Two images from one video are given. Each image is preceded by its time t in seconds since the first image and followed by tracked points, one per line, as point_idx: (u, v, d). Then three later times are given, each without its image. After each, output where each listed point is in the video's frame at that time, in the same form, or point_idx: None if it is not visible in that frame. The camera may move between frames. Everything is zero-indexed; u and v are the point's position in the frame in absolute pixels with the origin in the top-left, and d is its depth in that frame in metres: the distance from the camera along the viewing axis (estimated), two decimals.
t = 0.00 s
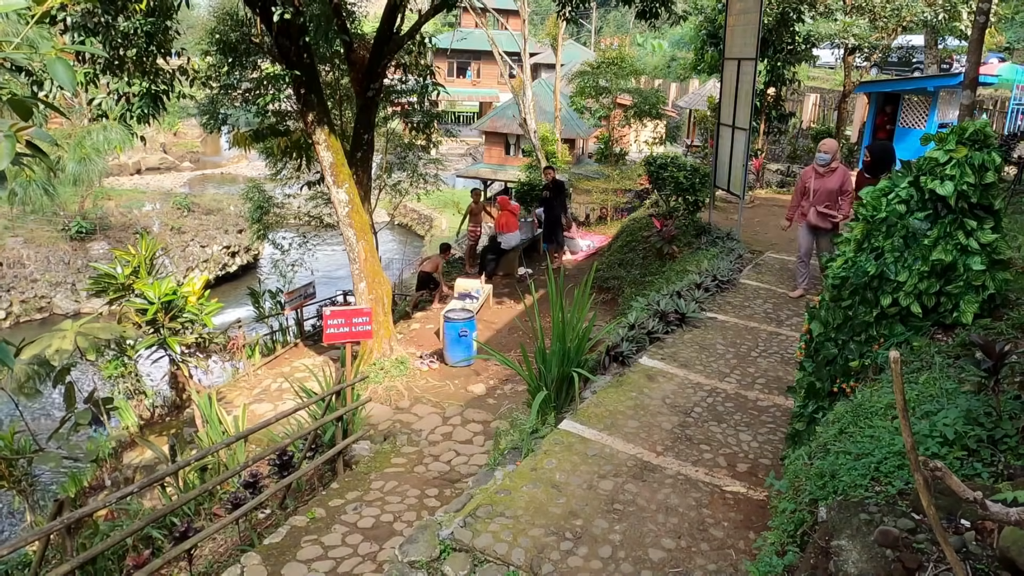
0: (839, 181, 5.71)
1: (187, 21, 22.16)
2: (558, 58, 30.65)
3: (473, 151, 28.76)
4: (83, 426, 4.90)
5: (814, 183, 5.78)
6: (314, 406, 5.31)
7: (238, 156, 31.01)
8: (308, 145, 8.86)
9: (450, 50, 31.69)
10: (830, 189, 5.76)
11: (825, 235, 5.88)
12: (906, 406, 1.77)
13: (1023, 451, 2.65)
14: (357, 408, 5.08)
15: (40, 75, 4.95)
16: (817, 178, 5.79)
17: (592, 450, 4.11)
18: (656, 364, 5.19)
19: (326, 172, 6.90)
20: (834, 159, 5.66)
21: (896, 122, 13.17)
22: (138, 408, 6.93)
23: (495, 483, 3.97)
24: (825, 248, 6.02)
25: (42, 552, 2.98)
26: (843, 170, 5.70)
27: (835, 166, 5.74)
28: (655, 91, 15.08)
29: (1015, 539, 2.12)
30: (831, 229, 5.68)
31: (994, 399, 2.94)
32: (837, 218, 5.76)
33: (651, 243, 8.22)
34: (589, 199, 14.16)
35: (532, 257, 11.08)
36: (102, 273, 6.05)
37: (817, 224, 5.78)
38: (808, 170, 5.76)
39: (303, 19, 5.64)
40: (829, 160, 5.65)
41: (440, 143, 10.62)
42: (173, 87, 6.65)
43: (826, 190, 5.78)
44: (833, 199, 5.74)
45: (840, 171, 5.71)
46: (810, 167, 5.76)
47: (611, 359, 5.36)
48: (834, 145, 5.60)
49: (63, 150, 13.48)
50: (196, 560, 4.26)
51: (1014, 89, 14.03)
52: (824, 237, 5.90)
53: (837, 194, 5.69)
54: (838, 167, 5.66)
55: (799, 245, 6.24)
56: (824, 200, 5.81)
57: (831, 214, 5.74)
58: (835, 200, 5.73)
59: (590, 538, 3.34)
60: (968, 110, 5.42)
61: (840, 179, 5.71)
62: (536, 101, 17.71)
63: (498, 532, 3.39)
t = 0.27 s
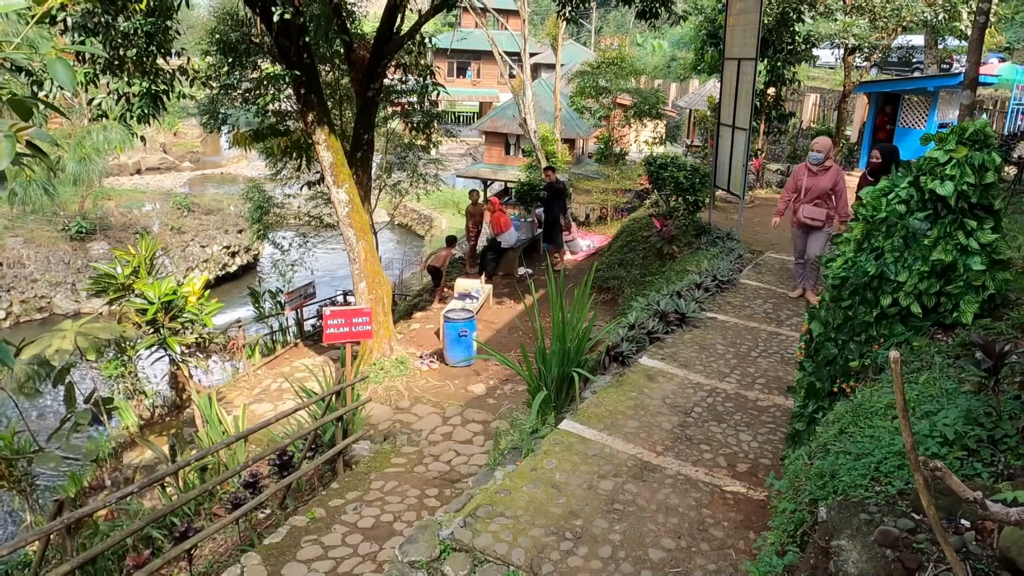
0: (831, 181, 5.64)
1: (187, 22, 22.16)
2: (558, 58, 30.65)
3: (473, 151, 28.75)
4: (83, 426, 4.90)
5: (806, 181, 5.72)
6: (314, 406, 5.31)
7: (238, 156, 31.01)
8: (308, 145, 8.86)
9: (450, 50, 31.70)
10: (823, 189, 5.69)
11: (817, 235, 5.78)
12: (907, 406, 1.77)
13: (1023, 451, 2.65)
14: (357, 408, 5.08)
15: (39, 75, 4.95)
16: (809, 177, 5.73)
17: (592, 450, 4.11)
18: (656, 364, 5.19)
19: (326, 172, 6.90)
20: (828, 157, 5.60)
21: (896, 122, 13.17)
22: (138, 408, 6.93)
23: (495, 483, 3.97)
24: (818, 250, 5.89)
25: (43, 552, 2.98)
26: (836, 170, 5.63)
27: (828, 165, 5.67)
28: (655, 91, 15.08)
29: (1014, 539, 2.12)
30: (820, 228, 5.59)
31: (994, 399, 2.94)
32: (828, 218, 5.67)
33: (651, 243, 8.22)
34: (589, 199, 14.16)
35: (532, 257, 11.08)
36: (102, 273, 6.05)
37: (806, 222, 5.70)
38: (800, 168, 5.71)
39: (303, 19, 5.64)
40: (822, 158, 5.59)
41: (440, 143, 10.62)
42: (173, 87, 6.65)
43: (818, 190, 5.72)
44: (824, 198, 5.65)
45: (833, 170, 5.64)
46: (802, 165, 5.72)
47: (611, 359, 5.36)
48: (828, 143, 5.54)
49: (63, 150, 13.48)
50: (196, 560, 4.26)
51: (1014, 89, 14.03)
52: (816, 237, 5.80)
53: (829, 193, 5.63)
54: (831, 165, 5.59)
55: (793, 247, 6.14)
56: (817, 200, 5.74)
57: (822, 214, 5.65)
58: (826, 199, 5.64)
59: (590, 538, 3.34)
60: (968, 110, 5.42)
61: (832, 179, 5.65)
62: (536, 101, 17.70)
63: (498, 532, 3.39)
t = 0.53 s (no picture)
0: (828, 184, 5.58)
1: (187, 22, 22.16)
2: (558, 58, 30.66)
3: (473, 151, 28.75)
4: (83, 426, 4.90)
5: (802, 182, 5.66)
6: (314, 406, 5.31)
7: (238, 156, 31.01)
8: (308, 145, 8.86)
9: (450, 50, 31.72)
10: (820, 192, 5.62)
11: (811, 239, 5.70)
12: (907, 406, 1.77)
13: (1023, 451, 2.65)
14: (357, 408, 5.08)
15: (40, 75, 4.95)
16: (806, 179, 5.66)
17: (592, 450, 4.11)
18: (656, 364, 5.19)
19: (326, 172, 6.89)
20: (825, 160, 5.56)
21: (896, 122, 13.18)
22: (138, 408, 6.93)
23: (495, 483, 3.97)
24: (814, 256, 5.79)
25: (42, 552, 2.98)
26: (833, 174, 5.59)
27: (825, 168, 5.61)
28: (655, 91, 15.07)
29: (1014, 539, 2.12)
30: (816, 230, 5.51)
31: (994, 399, 2.94)
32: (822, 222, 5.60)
33: (651, 243, 8.22)
34: (589, 199, 14.15)
35: (532, 257, 11.08)
36: (102, 273, 6.05)
37: (799, 225, 5.63)
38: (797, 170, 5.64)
39: (303, 19, 5.64)
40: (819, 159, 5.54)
41: (440, 143, 10.62)
42: (173, 87, 6.65)
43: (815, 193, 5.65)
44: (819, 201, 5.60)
45: (830, 173, 5.59)
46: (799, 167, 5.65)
47: (611, 359, 5.36)
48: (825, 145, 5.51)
49: (63, 151, 13.48)
50: (196, 560, 4.26)
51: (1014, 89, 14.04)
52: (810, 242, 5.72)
53: (825, 196, 5.56)
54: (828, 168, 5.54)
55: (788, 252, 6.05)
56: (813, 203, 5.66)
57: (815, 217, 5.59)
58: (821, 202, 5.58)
59: (590, 538, 3.34)
60: (968, 110, 5.42)
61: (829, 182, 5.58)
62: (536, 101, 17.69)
63: (498, 532, 3.39)
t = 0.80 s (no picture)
0: (828, 184, 5.53)
1: (187, 22, 22.16)
2: (558, 58, 30.66)
3: (473, 151, 28.76)
4: (83, 426, 4.90)
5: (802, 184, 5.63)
6: (314, 406, 5.31)
7: (238, 156, 31.01)
8: (308, 145, 8.86)
9: (450, 50, 31.73)
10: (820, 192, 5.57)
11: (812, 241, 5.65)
12: (906, 406, 1.77)
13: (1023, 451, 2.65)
14: (357, 408, 5.08)
15: (39, 74, 4.95)
16: (805, 180, 5.62)
17: (592, 450, 4.11)
18: (656, 364, 5.19)
19: (326, 172, 6.90)
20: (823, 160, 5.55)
21: (896, 122, 13.18)
22: (138, 408, 6.93)
23: (495, 483, 3.97)
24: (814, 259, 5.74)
25: (42, 553, 2.98)
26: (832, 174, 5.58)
27: (825, 168, 5.57)
28: (655, 91, 15.07)
29: (1014, 539, 2.12)
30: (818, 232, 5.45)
31: (994, 399, 2.94)
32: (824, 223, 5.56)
33: (651, 243, 8.22)
34: (589, 199, 14.15)
35: (532, 257, 11.07)
36: (102, 273, 6.05)
37: (802, 227, 5.57)
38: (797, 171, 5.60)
39: (303, 19, 5.64)
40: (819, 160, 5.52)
41: (440, 143, 10.62)
42: (173, 87, 6.65)
43: (815, 194, 5.60)
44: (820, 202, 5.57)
45: (829, 174, 5.57)
46: (798, 168, 5.61)
47: (611, 359, 5.36)
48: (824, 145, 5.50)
49: (63, 151, 13.48)
50: (196, 560, 4.26)
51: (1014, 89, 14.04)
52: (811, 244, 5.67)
53: (826, 197, 5.52)
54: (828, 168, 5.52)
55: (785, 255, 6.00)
56: (813, 204, 5.61)
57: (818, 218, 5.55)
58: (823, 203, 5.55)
59: (590, 538, 3.34)
60: (968, 110, 5.42)
61: (829, 182, 5.54)
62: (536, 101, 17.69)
63: (498, 532, 3.39)
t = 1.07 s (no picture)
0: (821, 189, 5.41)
1: (187, 21, 22.16)
2: (558, 58, 30.65)
3: (473, 151, 28.75)
4: (83, 426, 4.90)
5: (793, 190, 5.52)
6: (314, 406, 5.31)
7: (238, 156, 31.01)
8: (308, 145, 8.86)
9: (450, 50, 31.73)
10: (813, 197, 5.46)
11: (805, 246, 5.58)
12: (906, 406, 1.77)
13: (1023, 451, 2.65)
14: (357, 408, 5.08)
15: (39, 74, 4.94)
16: (798, 185, 5.50)
17: (592, 450, 4.10)
18: (656, 364, 5.19)
19: (326, 172, 6.89)
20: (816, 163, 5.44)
21: (896, 122, 13.18)
22: (138, 408, 6.93)
23: (495, 483, 3.97)
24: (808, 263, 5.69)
25: (42, 552, 2.98)
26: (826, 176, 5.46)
27: (818, 172, 5.43)
28: (655, 91, 15.07)
29: (1014, 539, 2.12)
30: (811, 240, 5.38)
31: (994, 399, 2.95)
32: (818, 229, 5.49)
33: (651, 243, 8.22)
34: (589, 199, 14.14)
35: (533, 257, 11.03)
36: (102, 273, 6.05)
37: (796, 234, 5.49)
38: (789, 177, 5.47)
39: (303, 19, 5.64)
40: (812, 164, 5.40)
41: (440, 143, 10.62)
42: (173, 87, 6.65)
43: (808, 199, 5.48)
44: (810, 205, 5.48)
45: (823, 177, 5.43)
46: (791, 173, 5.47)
47: (611, 359, 5.36)
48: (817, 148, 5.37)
49: (63, 151, 13.47)
50: (196, 560, 4.26)
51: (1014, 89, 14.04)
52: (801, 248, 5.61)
53: (818, 203, 5.41)
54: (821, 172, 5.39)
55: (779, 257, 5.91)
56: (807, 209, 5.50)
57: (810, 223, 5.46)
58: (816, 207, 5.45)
59: (590, 538, 3.34)
60: (968, 110, 5.41)
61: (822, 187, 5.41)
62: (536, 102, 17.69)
63: (498, 532, 3.39)
